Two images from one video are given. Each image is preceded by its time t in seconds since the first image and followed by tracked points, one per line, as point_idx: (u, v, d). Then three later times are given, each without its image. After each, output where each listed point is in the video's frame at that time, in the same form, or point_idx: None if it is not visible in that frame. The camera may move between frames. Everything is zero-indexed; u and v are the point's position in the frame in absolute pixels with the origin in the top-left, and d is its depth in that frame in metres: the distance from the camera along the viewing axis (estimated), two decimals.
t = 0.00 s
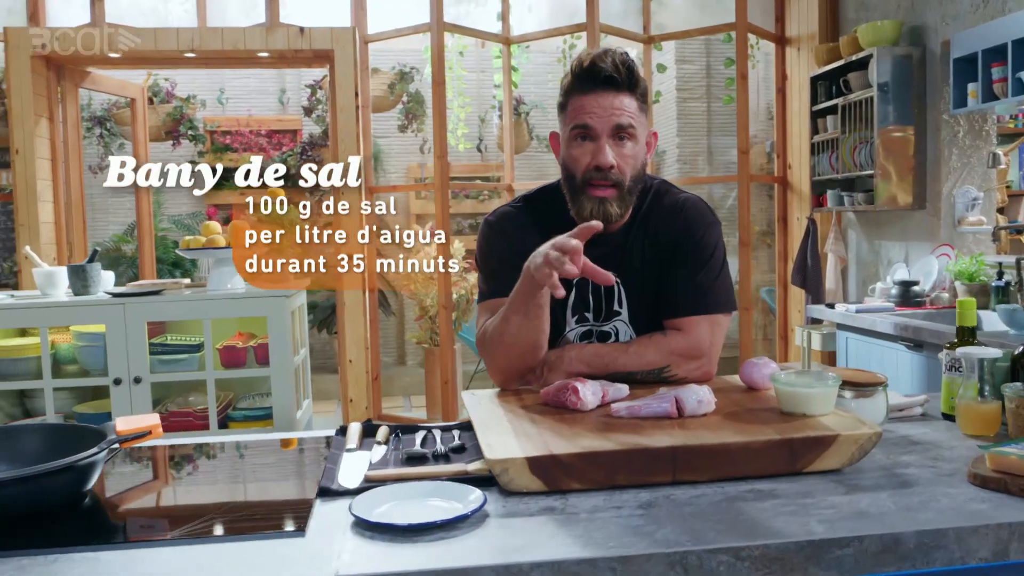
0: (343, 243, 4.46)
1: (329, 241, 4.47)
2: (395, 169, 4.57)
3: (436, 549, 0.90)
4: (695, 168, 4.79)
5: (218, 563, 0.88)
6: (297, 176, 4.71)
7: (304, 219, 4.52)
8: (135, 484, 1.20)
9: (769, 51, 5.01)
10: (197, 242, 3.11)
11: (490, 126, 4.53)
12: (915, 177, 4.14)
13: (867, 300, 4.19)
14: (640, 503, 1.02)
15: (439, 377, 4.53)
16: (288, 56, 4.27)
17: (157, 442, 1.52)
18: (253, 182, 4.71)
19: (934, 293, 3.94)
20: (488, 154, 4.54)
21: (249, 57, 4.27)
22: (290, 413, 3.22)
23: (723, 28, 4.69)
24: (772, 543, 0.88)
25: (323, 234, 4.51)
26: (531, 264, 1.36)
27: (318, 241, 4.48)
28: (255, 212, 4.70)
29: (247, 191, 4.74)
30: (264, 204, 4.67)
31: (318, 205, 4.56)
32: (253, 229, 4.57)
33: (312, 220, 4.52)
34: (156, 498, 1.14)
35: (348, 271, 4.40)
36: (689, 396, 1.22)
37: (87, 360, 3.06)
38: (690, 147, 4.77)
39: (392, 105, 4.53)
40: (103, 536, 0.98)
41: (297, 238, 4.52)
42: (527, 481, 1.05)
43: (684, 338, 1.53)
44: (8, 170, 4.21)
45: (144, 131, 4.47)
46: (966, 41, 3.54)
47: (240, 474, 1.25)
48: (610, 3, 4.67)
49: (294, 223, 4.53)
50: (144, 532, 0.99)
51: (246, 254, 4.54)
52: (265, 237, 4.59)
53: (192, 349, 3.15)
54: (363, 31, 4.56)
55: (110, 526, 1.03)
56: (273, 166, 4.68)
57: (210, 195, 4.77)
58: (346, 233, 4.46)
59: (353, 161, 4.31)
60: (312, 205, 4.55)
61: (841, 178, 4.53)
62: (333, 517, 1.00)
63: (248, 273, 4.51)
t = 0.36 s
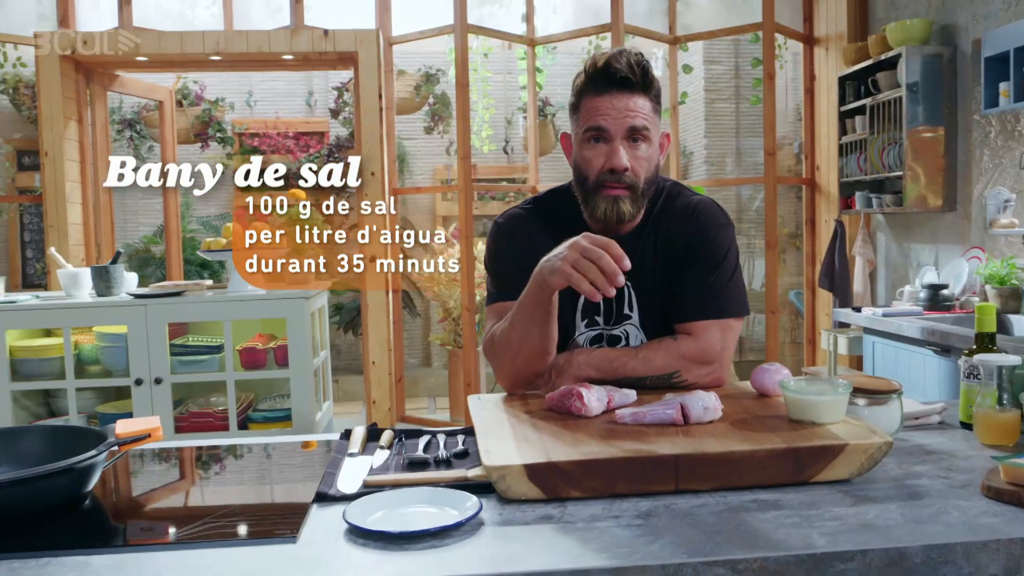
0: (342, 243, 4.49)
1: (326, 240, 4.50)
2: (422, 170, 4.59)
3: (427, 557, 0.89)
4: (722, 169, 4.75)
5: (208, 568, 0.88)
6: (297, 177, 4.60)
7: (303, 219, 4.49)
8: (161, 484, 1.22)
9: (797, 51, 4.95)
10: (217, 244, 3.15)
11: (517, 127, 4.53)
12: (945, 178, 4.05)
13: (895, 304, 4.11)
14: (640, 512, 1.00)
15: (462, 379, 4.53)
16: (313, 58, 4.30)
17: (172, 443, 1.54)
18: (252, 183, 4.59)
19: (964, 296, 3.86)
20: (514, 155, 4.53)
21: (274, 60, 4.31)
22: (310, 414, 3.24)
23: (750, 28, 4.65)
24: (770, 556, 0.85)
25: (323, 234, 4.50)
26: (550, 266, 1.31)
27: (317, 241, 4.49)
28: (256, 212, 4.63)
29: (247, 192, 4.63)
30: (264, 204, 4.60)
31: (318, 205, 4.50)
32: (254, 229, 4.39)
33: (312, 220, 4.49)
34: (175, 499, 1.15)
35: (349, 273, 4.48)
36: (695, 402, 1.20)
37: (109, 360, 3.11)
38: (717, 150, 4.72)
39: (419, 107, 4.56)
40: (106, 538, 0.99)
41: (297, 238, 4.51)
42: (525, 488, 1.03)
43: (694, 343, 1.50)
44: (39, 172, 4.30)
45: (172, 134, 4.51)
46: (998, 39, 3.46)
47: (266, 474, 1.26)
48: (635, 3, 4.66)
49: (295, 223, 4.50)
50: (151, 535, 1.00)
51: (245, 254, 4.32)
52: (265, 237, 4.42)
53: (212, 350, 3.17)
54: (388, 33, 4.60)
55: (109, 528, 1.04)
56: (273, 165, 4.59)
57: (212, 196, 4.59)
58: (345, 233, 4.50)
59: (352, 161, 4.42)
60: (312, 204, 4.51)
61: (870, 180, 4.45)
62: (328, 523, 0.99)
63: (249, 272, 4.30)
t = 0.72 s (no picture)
0: (342, 243, 4.49)
1: (327, 240, 4.51)
2: (445, 172, 4.61)
3: (414, 566, 0.88)
4: (747, 170, 4.73)
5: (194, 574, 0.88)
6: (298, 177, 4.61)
7: (302, 218, 4.54)
8: (185, 484, 1.25)
9: (822, 51, 4.89)
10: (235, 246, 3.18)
11: (540, 128, 4.53)
12: (972, 179, 3.97)
13: (920, 308, 4.04)
14: (635, 522, 0.98)
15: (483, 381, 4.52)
16: (334, 61, 4.31)
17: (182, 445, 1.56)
18: (252, 184, 4.55)
19: (991, 301, 3.78)
20: (537, 157, 4.53)
21: (295, 62, 4.33)
22: (325, 416, 3.26)
23: (774, 28, 4.61)
24: (764, 570, 0.83)
25: (322, 234, 4.51)
26: (543, 273, 1.31)
27: (317, 241, 4.51)
28: (256, 213, 4.57)
29: (249, 192, 4.58)
30: (263, 204, 4.54)
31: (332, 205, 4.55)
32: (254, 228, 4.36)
33: (310, 220, 4.52)
34: (198, 500, 1.18)
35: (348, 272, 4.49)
36: (697, 409, 1.18)
37: (127, 361, 3.15)
38: (742, 150, 4.72)
39: (441, 108, 4.57)
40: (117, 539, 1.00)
41: (298, 238, 4.54)
42: (519, 496, 1.02)
43: (700, 348, 1.47)
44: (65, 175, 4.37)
45: (196, 136, 4.54)
46: None
47: (290, 476, 1.28)
48: (657, 3, 4.63)
49: (292, 223, 4.55)
50: (172, 536, 1.01)
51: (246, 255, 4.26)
52: (266, 237, 4.42)
53: (229, 351, 3.20)
54: (409, 35, 4.63)
55: (107, 531, 1.05)
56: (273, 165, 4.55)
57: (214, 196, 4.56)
58: (345, 233, 4.49)
59: (353, 161, 4.54)
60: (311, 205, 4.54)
61: (895, 181, 4.38)
62: (319, 530, 0.99)
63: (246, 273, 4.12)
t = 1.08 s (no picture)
0: (340, 243, 4.59)
1: (324, 240, 4.60)
2: (468, 174, 4.64)
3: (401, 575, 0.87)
4: (771, 172, 4.70)
5: None
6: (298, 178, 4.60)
7: (301, 218, 4.56)
8: (210, 486, 1.27)
9: (847, 52, 4.83)
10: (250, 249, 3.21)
11: (562, 131, 4.54)
12: (1001, 181, 3.88)
13: (945, 312, 3.96)
14: (630, 533, 0.96)
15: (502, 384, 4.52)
16: (355, 64, 4.33)
17: (192, 449, 1.57)
18: (252, 184, 4.53)
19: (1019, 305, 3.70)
20: (559, 159, 4.54)
21: (316, 66, 4.35)
22: (341, 418, 3.26)
23: (797, 29, 4.57)
24: None
25: (320, 234, 4.59)
26: (547, 275, 1.30)
27: (316, 241, 4.58)
28: (255, 213, 4.55)
29: (247, 192, 4.54)
30: (263, 204, 4.53)
31: (353, 207, 4.58)
32: (251, 229, 4.54)
33: (310, 218, 4.56)
34: (221, 502, 1.19)
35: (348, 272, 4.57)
36: (700, 417, 1.15)
37: (145, 363, 3.18)
38: (767, 152, 4.69)
39: (463, 111, 4.61)
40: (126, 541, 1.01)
41: (296, 238, 4.56)
42: (513, 505, 1.00)
43: (708, 353, 1.45)
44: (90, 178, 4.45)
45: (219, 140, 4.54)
46: None
47: (315, 476, 1.29)
48: (679, 4, 4.61)
49: (293, 222, 4.54)
50: (191, 539, 1.01)
51: (245, 255, 4.58)
52: (265, 237, 4.57)
53: (245, 354, 3.22)
54: (429, 37, 4.65)
55: (104, 533, 1.05)
56: (272, 165, 4.53)
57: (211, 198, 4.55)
58: (343, 233, 4.58)
59: (352, 161, 4.55)
60: (311, 204, 4.56)
61: (921, 183, 4.31)
62: (309, 537, 0.98)
63: (249, 274, 4.57)
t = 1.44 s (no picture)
0: (342, 243, 4.58)
1: (326, 240, 4.57)
2: (481, 177, 4.64)
3: None
4: (786, 174, 4.67)
5: None
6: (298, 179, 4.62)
7: (301, 218, 4.55)
8: (220, 489, 1.27)
9: (863, 53, 4.78)
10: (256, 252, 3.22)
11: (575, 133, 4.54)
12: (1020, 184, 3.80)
13: (960, 317, 3.91)
14: (618, 545, 0.94)
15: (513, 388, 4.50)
16: (366, 67, 4.32)
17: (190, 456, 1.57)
18: (252, 183, 4.56)
19: None
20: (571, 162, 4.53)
21: (327, 69, 4.36)
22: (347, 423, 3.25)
23: (811, 30, 4.53)
24: None
25: (322, 234, 4.57)
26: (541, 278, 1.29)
27: (317, 242, 4.55)
28: (257, 213, 4.59)
29: (247, 192, 4.58)
30: (264, 204, 4.57)
31: (364, 210, 4.59)
32: (254, 229, 4.57)
33: (310, 219, 4.55)
34: (233, 506, 1.20)
35: (349, 271, 4.57)
36: (695, 425, 1.13)
37: (152, 366, 3.21)
38: (781, 155, 4.66)
39: (476, 114, 4.62)
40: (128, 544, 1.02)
41: (296, 238, 4.55)
42: (500, 515, 0.98)
43: (706, 360, 1.42)
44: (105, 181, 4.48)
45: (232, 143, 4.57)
46: None
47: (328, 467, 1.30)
48: (692, 5, 4.57)
49: (293, 223, 4.55)
50: (201, 543, 1.02)
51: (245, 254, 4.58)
52: (266, 237, 4.58)
53: (252, 358, 3.22)
54: (441, 40, 4.66)
55: (91, 539, 1.06)
56: (273, 165, 4.57)
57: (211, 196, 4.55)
58: (344, 233, 4.59)
59: (352, 162, 4.57)
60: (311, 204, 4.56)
61: (937, 186, 4.25)
62: (289, 548, 0.97)
63: (249, 273, 4.50)
